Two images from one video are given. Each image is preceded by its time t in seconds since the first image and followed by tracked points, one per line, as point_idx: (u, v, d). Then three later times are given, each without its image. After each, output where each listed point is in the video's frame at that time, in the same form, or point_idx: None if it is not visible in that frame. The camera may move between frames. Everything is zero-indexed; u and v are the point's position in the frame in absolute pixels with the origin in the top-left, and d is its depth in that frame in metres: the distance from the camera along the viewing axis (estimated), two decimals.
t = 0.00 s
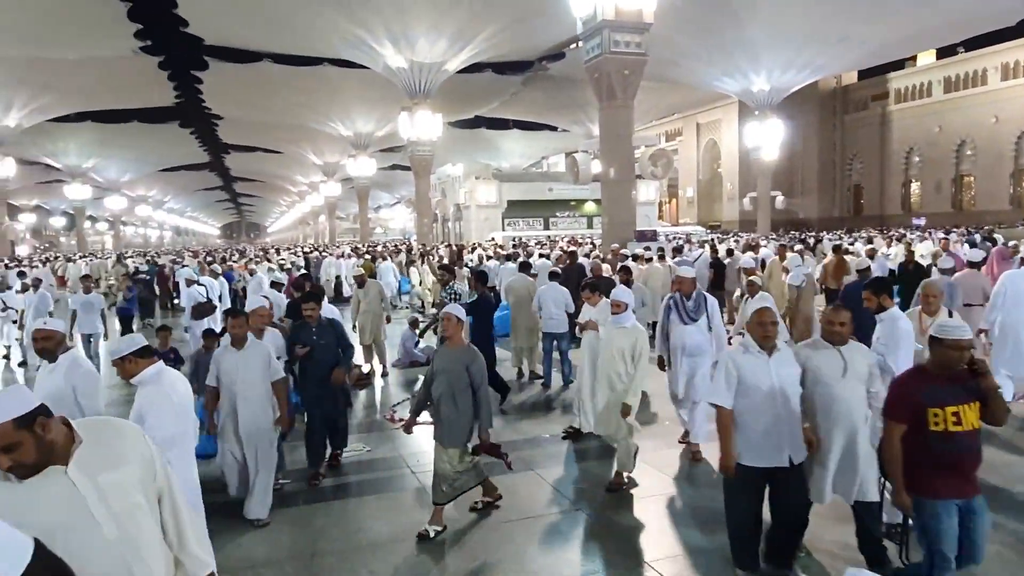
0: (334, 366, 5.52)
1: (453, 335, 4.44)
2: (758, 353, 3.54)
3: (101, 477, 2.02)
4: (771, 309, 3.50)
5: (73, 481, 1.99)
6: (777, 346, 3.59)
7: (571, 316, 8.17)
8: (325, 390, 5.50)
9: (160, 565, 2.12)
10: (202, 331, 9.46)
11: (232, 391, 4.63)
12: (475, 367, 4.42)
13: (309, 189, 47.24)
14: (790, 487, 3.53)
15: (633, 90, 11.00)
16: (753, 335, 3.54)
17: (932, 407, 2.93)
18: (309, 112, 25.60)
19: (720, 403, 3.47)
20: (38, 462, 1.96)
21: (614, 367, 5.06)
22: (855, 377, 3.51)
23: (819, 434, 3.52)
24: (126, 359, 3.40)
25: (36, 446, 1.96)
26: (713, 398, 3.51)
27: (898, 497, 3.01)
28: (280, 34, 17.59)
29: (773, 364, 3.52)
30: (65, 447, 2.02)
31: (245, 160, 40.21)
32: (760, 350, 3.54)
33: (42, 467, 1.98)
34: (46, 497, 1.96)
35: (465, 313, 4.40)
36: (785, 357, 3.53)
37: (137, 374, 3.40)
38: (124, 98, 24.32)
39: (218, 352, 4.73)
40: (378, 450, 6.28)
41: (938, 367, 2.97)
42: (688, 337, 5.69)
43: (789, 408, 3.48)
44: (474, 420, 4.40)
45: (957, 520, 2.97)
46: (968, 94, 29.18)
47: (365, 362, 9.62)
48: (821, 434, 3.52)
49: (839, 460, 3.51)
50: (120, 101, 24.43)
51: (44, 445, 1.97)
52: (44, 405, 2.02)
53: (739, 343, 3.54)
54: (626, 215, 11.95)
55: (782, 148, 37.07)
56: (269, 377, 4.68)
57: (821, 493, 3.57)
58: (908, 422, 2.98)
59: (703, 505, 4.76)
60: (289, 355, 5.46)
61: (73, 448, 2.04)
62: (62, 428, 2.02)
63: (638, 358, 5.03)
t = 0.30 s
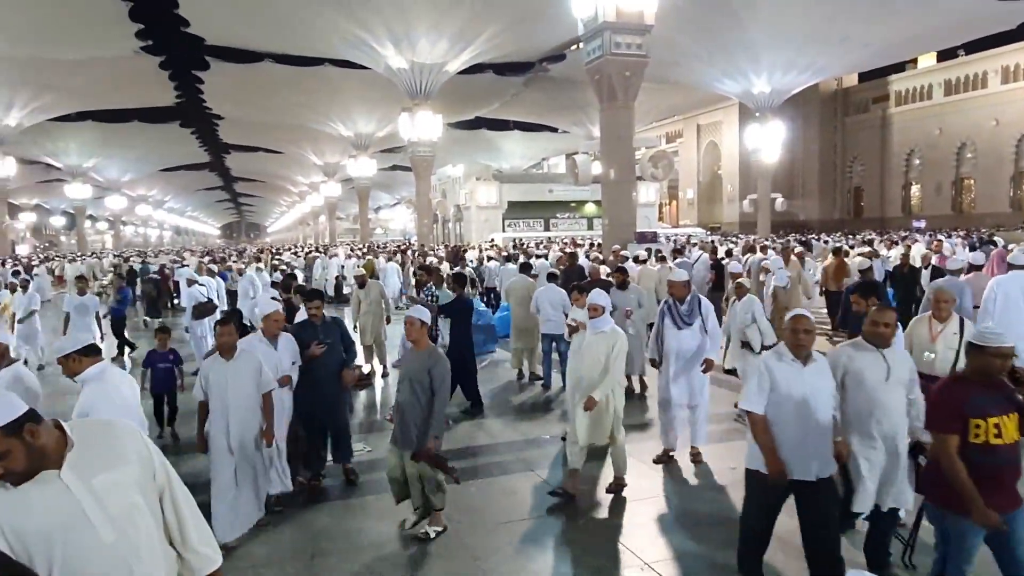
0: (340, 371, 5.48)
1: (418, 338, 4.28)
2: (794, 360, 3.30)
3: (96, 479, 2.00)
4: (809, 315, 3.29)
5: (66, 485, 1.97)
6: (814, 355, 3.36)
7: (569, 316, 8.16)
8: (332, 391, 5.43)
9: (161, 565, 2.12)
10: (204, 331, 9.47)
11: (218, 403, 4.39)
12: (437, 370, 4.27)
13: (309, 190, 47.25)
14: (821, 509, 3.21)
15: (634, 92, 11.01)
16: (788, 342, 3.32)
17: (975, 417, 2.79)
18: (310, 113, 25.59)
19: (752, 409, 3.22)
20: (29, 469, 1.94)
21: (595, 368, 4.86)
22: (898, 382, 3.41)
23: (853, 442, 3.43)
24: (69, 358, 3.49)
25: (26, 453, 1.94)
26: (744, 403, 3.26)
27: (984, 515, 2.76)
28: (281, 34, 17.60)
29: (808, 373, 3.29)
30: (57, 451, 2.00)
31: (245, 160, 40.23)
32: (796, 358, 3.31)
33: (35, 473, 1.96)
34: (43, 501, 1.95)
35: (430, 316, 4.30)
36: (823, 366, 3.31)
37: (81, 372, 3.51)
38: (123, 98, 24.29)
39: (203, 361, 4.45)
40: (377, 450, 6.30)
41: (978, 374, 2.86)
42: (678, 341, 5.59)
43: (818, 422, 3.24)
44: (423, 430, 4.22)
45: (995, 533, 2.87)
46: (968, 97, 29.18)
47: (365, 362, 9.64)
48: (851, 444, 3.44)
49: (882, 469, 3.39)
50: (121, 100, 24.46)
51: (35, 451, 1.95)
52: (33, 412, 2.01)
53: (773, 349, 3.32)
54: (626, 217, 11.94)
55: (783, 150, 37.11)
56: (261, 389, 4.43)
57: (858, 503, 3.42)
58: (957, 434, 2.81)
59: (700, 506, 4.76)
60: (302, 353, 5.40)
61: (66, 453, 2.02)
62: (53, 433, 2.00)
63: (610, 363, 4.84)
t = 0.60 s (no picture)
0: (359, 375, 5.39)
1: (387, 347, 4.12)
2: (846, 360, 3.18)
3: (110, 479, 2.02)
4: (866, 316, 3.18)
5: (81, 483, 1.98)
6: (868, 361, 3.24)
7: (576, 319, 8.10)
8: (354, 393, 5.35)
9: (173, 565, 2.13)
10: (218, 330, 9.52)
11: (218, 410, 4.12)
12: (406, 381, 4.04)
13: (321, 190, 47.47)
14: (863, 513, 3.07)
15: (645, 92, 11.00)
16: (842, 342, 3.21)
17: None
18: (322, 113, 25.66)
19: (797, 405, 3.14)
20: (45, 467, 1.94)
21: (581, 373, 4.81)
22: (947, 393, 3.26)
23: (902, 456, 3.25)
24: (31, 363, 3.37)
25: (43, 451, 1.93)
26: (788, 399, 3.18)
27: None
28: (294, 34, 17.69)
29: (862, 378, 3.16)
30: (73, 449, 2.00)
31: (258, 160, 40.45)
32: (848, 358, 3.19)
33: (51, 472, 1.96)
34: (59, 499, 1.95)
35: (399, 323, 4.12)
36: (875, 371, 3.19)
37: (42, 377, 3.36)
38: (137, 99, 24.45)
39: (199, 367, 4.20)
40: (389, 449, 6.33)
41: None
42: (675, 347, 5.25)
43: (873, 435, 3.11)
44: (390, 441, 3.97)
45: None
46: (983, 96, 28.92)
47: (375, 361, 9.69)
48: (902, 458, 3.26)
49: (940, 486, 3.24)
50: (135, 101, 24.65)
51: (51, 450, 1.95)
52: (51, 410, 1.99)
53: (825, 348, 3.20)
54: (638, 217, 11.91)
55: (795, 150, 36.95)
56: (263, 392, 4.23)
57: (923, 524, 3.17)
58: None
59: (712, 508, 4.74)
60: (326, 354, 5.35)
61: (82, 451, 2.03)
62: (70, 431, 1.99)
63: (604, 367, 4.80)
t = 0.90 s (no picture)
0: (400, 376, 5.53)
1: (386, 350, 4.04)
2: (927, 372, 3.02)
3: (158, 475, 2.07)
4: (953, 325, 2.99)
5: (132, 478, 2.04)
6: (947, 372, 3.07)
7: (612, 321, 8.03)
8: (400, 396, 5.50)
9: (219, 562, 2.16)
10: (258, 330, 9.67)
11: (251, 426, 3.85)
12: (406, 385, 4.01)
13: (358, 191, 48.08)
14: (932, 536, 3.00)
15: (682, 91, 10.90)
16: (923, 350, 3.04)
17: None
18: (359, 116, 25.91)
19: (861, 413, 3.02)
20: (98, 460, 2.03)
21: (596, 382, 4.51)
22: None
23: (980, 481, 3.06)
24: (25, 365, 3.59)
25: (96, 445, 2.03)
26: (853, 407, 3.05)
27: None
28: (332, 38, 17.94)
29: (940, 391, 3.00)
30: (124, 444, 2.08)
31: (297, 163, 41.13)
32: (929, 368, 3.03)
33: (101, 466, 2.04)
34: (106, 491, 2.01)
35: (395, 325, 4.00)
36: (951, 384, 3.03)
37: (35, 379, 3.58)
38: (180, 104, 25.03)
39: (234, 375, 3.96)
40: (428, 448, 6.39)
41: None
42: (703, 351, 5.16)
43: (946, 456, 2.95)
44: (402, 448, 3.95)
45: None
46: None
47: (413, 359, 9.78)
48: (982, 480, 3.07)
49: None
50: (179, 106, 25.23)
51: (103, 444, 2.04)
52: (104, 406, 2.12)
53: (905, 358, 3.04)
54: (675, 218, 11.80)
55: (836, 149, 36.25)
56: (297, 407, 3.96)
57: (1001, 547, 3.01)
58: None
59: (751, 513, 4.66)
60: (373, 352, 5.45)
61: (134, 445, 2.12)
62: (121, 426, 2.09)
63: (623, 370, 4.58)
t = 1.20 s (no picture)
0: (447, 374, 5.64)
1: (389, 353, 3.94)
2: (1004, 383, 2.89)
3: (205, 467, 2.13)
4: None
5: (180, 471, 2.09)
6: None
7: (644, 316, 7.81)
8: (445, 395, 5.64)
9: (263, 556, 2.21)
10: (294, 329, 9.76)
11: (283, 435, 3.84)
12: (408, 392, 3.93)
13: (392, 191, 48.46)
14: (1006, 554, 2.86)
15: (718, 89, 10.77)
16: (994, 360, 2.91)
17: None
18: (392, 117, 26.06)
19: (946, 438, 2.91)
20: (148, 453, 2.08)
21: (600, 388, 4.43)
22: None
23: None
24: (28, 362, 3.59)
25: (147, 438, 2.08)
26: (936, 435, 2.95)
27: None
28: (367, 39, 18.08)
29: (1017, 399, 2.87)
30: (174, 437, 2.14)
31: (333, 163, 41.63)
32: (1003, 378, 2.90)
33: (151, 458, 2.09)
34: (156, 481, 2.07)
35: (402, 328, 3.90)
36: None
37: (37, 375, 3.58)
38: (219, 106, 25.46)
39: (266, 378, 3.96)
40: (462, 446, 6.43)
41: None
42: (735, 359, 4.99)
43: None
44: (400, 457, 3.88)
45: None
46: None
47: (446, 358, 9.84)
48: None
49: None
50: (218, 108, 25.68)
51: (155, 436, 2.09)
52: (156, 399, 2.16)
53: (973, 369, 2.95)
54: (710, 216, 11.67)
55: (877, 146, 35.44)
56: (331, 412, 3.95)
57: None
58: None
59: (789, 519, 4.58)
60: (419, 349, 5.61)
61: (181, 440, 2.16)
62: (171, 420, 2.14)
63: (625, 379, 4.35)
